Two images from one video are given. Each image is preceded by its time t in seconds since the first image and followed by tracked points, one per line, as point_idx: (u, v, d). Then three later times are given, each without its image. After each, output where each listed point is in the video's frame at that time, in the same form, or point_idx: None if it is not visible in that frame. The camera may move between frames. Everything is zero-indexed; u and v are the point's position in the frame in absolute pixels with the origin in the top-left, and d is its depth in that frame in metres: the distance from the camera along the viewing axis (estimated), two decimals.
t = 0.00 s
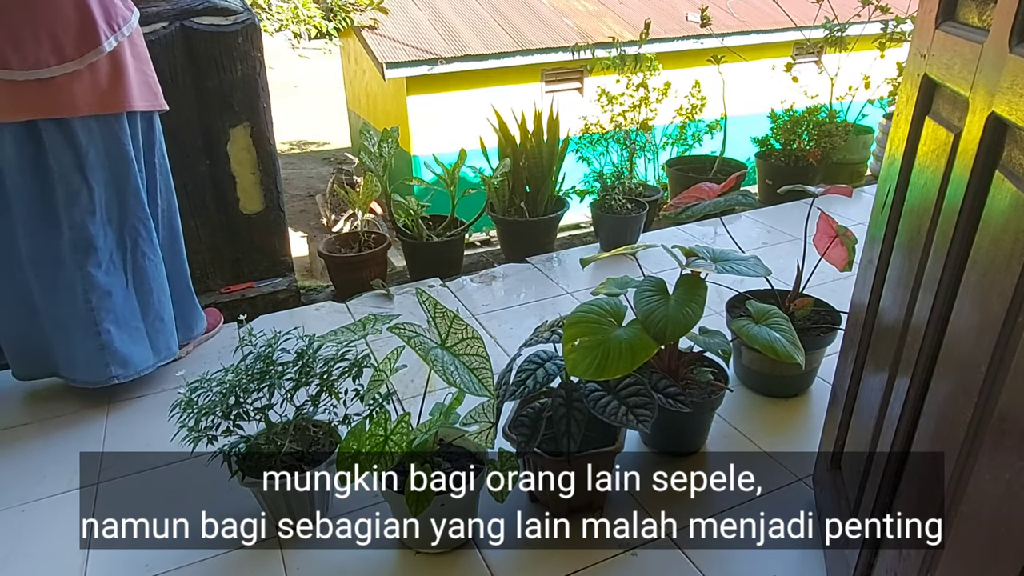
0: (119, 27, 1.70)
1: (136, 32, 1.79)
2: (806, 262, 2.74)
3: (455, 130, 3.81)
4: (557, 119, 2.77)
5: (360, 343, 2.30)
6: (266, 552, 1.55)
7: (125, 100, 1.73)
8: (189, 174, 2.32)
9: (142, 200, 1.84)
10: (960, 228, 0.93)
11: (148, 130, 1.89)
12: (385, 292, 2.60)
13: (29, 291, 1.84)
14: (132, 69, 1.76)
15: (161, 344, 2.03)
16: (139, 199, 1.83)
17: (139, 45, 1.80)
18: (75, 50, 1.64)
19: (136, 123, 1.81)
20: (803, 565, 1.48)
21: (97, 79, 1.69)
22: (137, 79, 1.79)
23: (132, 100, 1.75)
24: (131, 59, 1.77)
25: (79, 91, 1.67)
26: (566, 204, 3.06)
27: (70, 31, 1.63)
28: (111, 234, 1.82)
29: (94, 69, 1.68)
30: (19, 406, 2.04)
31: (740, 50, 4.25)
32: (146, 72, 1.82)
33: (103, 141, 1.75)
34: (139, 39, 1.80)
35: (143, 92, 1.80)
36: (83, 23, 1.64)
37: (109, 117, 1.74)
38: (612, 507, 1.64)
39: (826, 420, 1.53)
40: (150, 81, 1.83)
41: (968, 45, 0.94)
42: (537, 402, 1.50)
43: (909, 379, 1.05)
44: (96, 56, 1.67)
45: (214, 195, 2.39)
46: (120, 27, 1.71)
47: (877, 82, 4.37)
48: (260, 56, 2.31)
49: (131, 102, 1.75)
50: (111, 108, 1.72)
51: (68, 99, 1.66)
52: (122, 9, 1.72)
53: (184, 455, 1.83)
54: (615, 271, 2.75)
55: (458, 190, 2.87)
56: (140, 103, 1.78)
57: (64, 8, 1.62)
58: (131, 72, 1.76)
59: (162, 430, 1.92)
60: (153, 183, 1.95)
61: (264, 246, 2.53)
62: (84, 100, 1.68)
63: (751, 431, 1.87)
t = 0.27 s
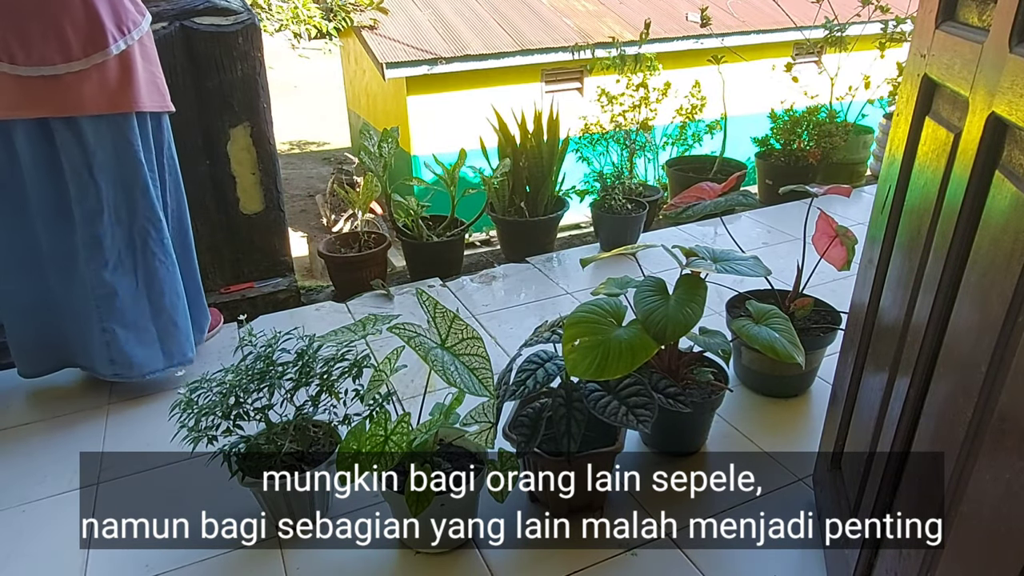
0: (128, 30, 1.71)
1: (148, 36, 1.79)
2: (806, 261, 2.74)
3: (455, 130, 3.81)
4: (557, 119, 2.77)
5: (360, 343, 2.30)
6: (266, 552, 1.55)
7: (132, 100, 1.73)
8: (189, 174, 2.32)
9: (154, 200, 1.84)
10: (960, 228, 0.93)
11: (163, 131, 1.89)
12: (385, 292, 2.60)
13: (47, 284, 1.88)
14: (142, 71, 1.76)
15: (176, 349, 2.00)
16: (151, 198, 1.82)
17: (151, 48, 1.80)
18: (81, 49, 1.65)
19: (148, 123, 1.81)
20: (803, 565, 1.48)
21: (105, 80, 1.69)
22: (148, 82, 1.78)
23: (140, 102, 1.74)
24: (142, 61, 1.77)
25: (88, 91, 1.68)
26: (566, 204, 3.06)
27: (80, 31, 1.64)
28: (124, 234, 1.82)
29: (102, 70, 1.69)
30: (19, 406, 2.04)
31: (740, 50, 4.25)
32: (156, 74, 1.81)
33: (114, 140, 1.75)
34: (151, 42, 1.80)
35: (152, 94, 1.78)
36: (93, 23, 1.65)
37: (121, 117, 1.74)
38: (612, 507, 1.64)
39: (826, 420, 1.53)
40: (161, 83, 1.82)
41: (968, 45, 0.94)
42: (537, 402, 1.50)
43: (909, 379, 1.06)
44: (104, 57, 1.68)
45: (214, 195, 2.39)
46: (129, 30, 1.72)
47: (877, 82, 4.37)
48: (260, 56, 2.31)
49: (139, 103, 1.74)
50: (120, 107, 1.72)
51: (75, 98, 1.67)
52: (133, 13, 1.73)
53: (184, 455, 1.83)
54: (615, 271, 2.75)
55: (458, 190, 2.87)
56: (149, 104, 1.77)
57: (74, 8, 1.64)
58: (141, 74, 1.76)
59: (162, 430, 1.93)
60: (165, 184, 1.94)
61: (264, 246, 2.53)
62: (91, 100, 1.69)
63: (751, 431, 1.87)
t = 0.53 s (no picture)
0: (130, 34, 1.72)
1: (156, 38, 1.79)
2: (806, 262, 2.74)
3: (455, 129, 3.81)
4: (557, 119, 2.77)
5: (360, 343, 2.30)
6: (266, 553, 1.55)
7: (132, 104, 1.75)
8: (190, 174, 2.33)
9: (161, 202, 1.86)
10: (960, 228, 0.93)
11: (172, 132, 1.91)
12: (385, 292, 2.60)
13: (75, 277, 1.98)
14: (144, 73, 1.76)
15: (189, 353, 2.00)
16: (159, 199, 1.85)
17: (159, 49, 1.80)
18: (82, 54, 1.69)
19: (156, 125, 1.82)
20: (803, 565, 1.48)
21: (105, 84, 1.73)
22: (151, 84, 1.78)
23: (139, 105, 1.76)
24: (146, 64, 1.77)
25: (90, 93, 1.73)
26: (566, 203, 3.06)
27: (81, 37, 1.68)
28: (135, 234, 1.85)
29: (103, 74, 1.72)
30: (18, 406, 2.04)
31: (740, 50, 4.25)
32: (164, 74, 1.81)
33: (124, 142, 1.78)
34: (161, 43, 1.80)
35: (155, 96, 1.78)
36: (95, 28, 1.68)
37: (124, 119, 1.77)
38: (612, 507, 1.64)
39: (826, 420, 1.53)
40: (168, 83, 1.82)
41: (968, 45, 0.94)
42: (537, 402, 1.50)
43: (909, 379, 1.06)
44: (104, 62, 1.71)
45: (214, 195, 2.39)
46: (131, 34, 1.72)
47: (877, 82, 4.37)
48: (260, 56, 2.31)
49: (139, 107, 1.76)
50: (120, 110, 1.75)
51: (79, 101, 1.73)
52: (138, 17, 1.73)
53: (184, 455, 1.83)
54: (615, 271, 2.75)
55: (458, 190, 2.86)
56: (150, 107, 1.78)
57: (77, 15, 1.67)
58: (144, 77, 1.76)
59: (162, 430, 1.93)
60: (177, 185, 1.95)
61: (264, 246, 2.53)
62: (93, 104, 1.74)
63: (751, 431, 1.87)
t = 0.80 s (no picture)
0: (111, 45, 1.71)
1: (144, 43, 1.77)
2: (806, 262, 2.74)
3: (455, 129, 3.81)
4: (557, 119, 2.77)
5: (360, 343, 2.31)
6: (266, 552, 1.55)
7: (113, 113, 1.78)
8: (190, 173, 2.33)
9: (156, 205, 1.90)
10: (960, 228, 0.93)
11: (175, 135, 1.94)
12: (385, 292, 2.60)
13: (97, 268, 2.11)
14: (129, 80, 1.77)
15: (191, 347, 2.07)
16: (153, 203, 1.89)
17: (148, 53, 1.79)
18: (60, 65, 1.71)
19: (149, 129, 1.84)
20: (803, 564, 1.48)
21: (91, 90, 1.76)
22: (136, 91, 1.79)
23: (123, 113, 1.79)
24: (131, 71, 1.77)
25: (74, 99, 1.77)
26: (566, 203, 3.06)
27: (64, 46, 1.69)
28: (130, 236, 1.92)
29: (86, 82, 1.75)
30: (18, 405, 2.04)
31: (740, 50, 4.25)
32: (153, 78, 1.81)
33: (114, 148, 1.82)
34: (150, 47, 1.79)
35: (139, 103, 1.80)
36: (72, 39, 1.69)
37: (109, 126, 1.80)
38: (612, 507, 1.64)
39: (826, 420, 1.53)
40: (156, 88, 1.82)
41: (968, 45, 0.94)
42: (536, 401, 1.50)
43: (909, 379, 1.05)
44: (87, 71, 1.73)
45: (214, 195, 2.39)
46: (113, 45, 1.72)
47: (877, 82, 4.37)
48: (260, 56, 2.30)
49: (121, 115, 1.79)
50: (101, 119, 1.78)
51: (69, 106, 1.77)
52: (121, 25, 1.71)
53: (184, 455, 1.83)
54: (615, 271, 2.75)
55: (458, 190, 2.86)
56: (134, 114, 1.80)
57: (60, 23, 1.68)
58: (127, 84, 1.77)
59: (162, 430, 1.92)
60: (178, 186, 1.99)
61: (264, 246, 2.53)
62: (81, 109, 1.78)
63: (751, 431, 1.87)
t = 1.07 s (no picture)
0: (88, 49, 1.75)
1: (124, 48, 1.80)
2: (806, 262, 2.74)
3: (455, 129, 3.81)
4: (556, 119, 2.77)
5: (360, 343, 2.31)
6: (266, 552, 1.55)
7: (87, 113, 1.82)
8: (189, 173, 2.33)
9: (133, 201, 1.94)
10: (960, 228, 0.93)
11: (164, 133, 1.95)
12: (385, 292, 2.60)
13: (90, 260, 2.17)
14: (106, 84, 1.81)
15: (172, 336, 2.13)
16: (128, 198, 1.94)
17: (128, 58, 1.82)
18: (38, 64, 1.75)
19: (125, 129, 1.88)
20: (803, 564, 1.48)
21: (67, 89, 1.79)
22: (113, 94, 1.82)
23: (98, 113, 1.82)
24: (109, 74, 1.81)
25: (50, 97, 1.81)
26: (566, 203, 3.06)
27: (44, 46, 1.73)
28: (108, 231, 1.97)
29: (62, 82, 1.78)
30: (18, 405, 2.04)
31: (740, 50, 4.25)
32: (131, 82, 1.84)
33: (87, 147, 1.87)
34: (130, 52, 1.82)
35: (115, 105, 1.83)
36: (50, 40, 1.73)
37: (84, 126, 1.84)
38: (612, 507, 1.64)
39: (826, 420, 1.53)
40: (134, 92, 1.85)
41: (968, 45, 0.94)
42: (536, 401, 1.50)
43: (909, 378, 1.05)
44: (63, 72, 1.76)
45: (213, 195, 2.39)
46: (91, 50, 1.75)
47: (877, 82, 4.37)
48: (260, 56, 2.30)
49: (95, 116, 1.83)
50: (75, 118, 1.82)
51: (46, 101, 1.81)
52: (101, 31, 1.74)
53: (184, 455, 1.83)
54: (615, 270, 2.75)
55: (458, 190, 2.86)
56: (108, 115, 1.83)
57: (41, 26, 1.72)
58: (103, 88, 1.81)
59: (162, 430, 1.92)
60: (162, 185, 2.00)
61: (264, 246, 2.53)
62: (58, 106, 1.81)
63: (751, 431, 1.87)
